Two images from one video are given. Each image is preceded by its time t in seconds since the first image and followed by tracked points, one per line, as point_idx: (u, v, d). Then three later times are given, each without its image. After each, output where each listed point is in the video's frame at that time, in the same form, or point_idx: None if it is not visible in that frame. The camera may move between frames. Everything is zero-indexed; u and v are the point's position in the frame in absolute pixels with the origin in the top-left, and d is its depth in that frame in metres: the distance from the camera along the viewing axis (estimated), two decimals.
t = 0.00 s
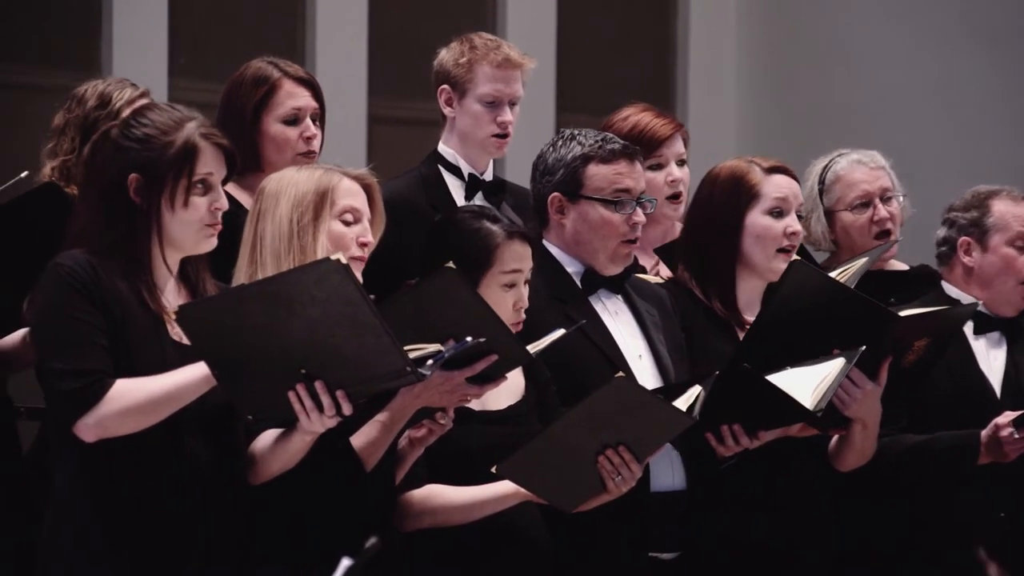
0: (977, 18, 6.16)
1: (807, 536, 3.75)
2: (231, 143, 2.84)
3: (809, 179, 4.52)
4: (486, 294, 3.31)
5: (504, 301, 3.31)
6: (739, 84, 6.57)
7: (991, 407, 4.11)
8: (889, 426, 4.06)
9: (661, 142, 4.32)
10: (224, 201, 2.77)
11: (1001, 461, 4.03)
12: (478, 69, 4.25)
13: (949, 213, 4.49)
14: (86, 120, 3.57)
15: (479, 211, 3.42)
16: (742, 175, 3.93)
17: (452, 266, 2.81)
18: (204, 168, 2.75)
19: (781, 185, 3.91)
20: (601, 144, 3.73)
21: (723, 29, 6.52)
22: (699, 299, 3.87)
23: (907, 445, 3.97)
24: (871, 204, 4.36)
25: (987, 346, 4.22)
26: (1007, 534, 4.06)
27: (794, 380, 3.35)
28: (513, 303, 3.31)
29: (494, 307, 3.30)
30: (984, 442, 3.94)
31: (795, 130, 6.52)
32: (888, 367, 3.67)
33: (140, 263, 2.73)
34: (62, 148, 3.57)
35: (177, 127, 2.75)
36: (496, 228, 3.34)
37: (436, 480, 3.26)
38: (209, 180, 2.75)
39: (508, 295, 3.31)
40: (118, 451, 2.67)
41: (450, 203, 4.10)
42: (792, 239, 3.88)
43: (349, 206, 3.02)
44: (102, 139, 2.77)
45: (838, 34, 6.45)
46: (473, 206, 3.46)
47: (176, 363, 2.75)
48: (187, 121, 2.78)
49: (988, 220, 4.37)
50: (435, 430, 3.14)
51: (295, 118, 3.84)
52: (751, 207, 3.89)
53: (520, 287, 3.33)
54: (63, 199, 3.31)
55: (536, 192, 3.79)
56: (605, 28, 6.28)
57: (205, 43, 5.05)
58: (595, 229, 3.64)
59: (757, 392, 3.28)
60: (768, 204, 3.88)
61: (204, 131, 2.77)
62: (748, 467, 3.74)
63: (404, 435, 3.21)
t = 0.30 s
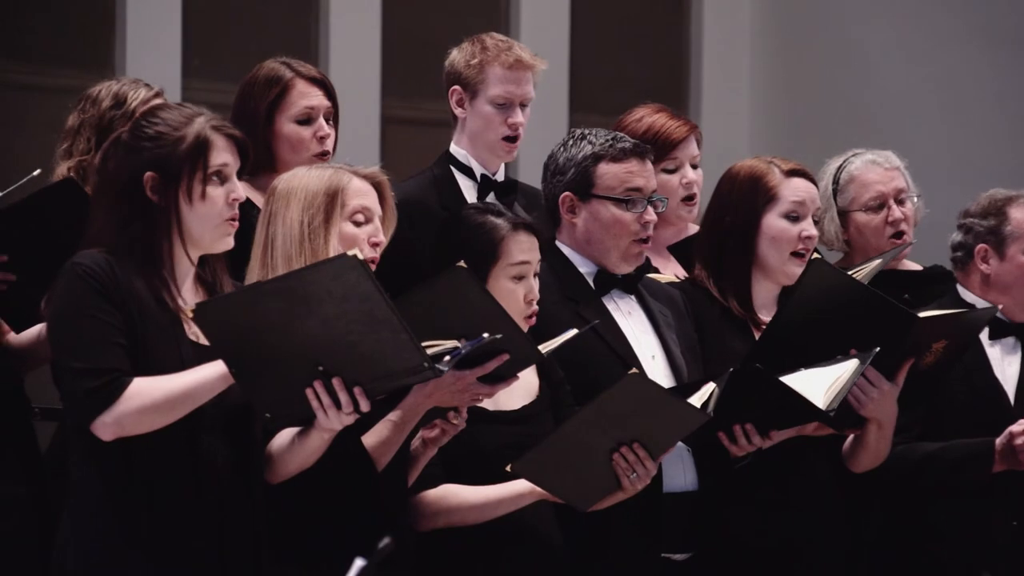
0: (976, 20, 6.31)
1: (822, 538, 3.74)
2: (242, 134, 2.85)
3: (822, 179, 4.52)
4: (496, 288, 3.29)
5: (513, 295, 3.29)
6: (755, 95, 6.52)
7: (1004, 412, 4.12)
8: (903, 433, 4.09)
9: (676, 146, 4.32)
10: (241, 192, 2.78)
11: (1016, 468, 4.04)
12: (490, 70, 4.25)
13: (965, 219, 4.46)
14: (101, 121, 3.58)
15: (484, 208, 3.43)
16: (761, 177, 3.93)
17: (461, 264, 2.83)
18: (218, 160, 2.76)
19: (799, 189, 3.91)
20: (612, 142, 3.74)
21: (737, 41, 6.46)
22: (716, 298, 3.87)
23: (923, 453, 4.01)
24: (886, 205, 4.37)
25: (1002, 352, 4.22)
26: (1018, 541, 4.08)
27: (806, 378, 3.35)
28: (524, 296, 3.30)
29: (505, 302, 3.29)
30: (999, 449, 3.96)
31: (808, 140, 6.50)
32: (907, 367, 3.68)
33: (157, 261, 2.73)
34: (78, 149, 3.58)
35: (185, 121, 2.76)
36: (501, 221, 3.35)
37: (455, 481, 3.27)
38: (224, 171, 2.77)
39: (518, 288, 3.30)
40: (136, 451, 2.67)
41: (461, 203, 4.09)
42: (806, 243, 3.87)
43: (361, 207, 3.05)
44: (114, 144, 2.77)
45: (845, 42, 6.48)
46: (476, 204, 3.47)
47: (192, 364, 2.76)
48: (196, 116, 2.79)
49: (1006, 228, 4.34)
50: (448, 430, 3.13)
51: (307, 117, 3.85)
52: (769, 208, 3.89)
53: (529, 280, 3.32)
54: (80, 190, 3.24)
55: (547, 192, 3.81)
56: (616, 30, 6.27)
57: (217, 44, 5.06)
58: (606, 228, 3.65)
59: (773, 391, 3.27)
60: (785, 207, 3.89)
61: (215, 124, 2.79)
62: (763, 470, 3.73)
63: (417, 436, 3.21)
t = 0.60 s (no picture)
0: (975, 19, 6.23)
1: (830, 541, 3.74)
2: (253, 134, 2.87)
3: (833, 179, 4.52)
4: (506, 288, 3.30)
5: (524, 295, 3.30)
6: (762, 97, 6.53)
7: (1013, 416, 4.12)
8: (909, 437, 4.10)
9: (686, 145, 4.32)
10: (251, 192, 2.79)
11: None
12: (499, 72, 4.25)
13: (968, 222, 4.44)
14: (110, 122, 3.58)
15: (494, 208, 3.43)
16: (770, 175, 3.93)
17: (471, 265, 2.88)
18: (229, 160, 2.77)
19: (807, 186, 3.91)
20: (619, 142, 3.75)
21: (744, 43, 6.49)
22: (726, 297, 3.88)
23: (931, 457, 4.01)
24: (896, 207, 4.37)
25: (1009, 355, 4.20)
26: None
27: (816, 378, 3.35)
28: (534, 297, 3.31)
29: (516, 302, 3.30)
30: (1008, 454, 3.95)
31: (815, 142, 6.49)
32: (919, 367, 3.68)
33: (168, 261, 2.74)
34: (86, 149, 3.59)
35: (197, 121, 2.78)
36: (511, 221, 3.36)
37: (462, 482, 3.27)
38: (235, 172, 2.78)
39: (529, 288, 3.30)
40: (147, 452, 2.68)
41: (470, 203, 4.11)
42: (816, 241, 3.87)
43: (369, 208, 3.02)
44: (125, 144, 2.78)
45: (852, 43, 6.47)
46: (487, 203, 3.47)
47: (202, 364, 2.76)
48: (207, 116, 2.80)
49: (1010, 230, 4.31)
50: (457, 430, 3.14)
51: (315, 118, 3.86)
52: (777, 207, 3.90)
53: (539, 279, 3.33)
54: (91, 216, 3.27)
55: (555, 192, 3.82)
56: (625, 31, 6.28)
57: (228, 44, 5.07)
58: (613, 227, 3.67)
59: (782, 391, 3.28)
60: (795, 205, 3.89)
61: (226, 124, 2.81)
62: (771, 472, 3.73)
63: (426, 436, 3.20)
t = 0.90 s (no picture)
0: (974, 22, 6.41)
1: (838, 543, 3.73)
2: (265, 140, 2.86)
3: (841, 180, 4.52)
4: (517, 292, 3.31)
5: (535, 299, 3.31)
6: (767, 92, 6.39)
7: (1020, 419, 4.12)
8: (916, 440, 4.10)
9: (694, 149, 4.32)
10: (260, 199, 2.79)
11: None
12: (511, 74, 4.25)
13: (970, 225, 4.44)
14: (121, 122, 3.59)
15: (506, 209, 3.42)
16: (778, 175, 3.93)
17: (479, 266, 2.87)
18: (240, 167, 2.77)
19: (815, 185, 3.90)
20: (626, 144, 3.76)
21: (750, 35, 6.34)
22: (735, 299, 3.88)
23: (936, 461, 4.01)
24: (904, 209, 4.36)
25: (1015, 356, 4.21)
26: None
27: (822, 378, 3.38)
28: (544, 301, 3.31)
29: (525, 306, 3.30)
30: (1015, 456, 3.96)
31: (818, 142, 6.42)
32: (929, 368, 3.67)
33: (174, 264, 2.76)
34: (95, 149, 3.59)
35: (210, 125, 2.78)
36: (525, 224, 3.35)
37: (470, 482, 3.28)
38: (245, 178, 2.78)
39: (539, 292, 3.31)
40: (154, 453, 2.69)
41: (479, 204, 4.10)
42: (824, 241, 3.87)
43: (380, 215, 3.02)
44: (137, 142, 2.79)
45: (861, 39, 6.45)
46: (499, 205, 3.46)
47: (209, 364, 2.77)
48: (220, 120, 2.81)
49: (1012, 231, 4.33)
50: (465, 431, 3.13)
51: (322, 122, 3.86)
52: (785, 206, 3.89)
53: (550, 284, 3.33)
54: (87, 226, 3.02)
55: (562, 194, 3.83)
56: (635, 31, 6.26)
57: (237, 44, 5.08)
58: (619, 228, 3.67)
59: (789, 393, 3.27)
60: (803, 204, 3.88)
61: (238, 130, 2.80)
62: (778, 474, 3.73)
63: (434, 437, 3.20)
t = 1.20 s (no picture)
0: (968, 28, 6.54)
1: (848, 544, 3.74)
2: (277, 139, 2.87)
3: (857, 179, 4.55)
4: (529, 288, 3.31)
5: (547, 296, 3.31)
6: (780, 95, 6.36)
7: None
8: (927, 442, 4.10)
9: (705, 149, 4.31)
10: (274, 199, 2.79)
11: None
12: (525, 74, 4.25)
13: (974, 227, 4.44)
14: (126, 124, 3.59)
15: (518, 208, 3.43)
16: (790, 174, 3.94)
17: (494, 268, 2.89)
18: (253, 167, 2.78)
19: (827, 184, 3.92)
20: (636, 144, 3.77)
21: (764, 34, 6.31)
22: (748, 299, 3.88)
23: (946, 464, 4.02)
24: (921, 209, 4.40)
25: None
26: None
27: (836, 377, 3.40)
28: (557, 296, 3.31)
29: (537, 303, 3.30)
30: None
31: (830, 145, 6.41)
32: (943, 372, 3.67)
33: (188, 264, 2.75)
34: (102, 151, 3.59)
35: (223, 126, 2.79)
36: (536, 221, 3.36)
37: (487, 482, 3.28)
38: (259, 178, 2.78)
39: (551, 288, 3.31)
40: (169, 452, 2.69)
41: (492, 204, 4.10)
42: (838, 238, 3.87)
43: (389, 210, 3.01)
44: (151, 144, 2.81)
45: (867, 42, 6.48)
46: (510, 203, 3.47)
47: (224, 364, 2.77)
48: (232, 120, 2.81)
49: (1015, 232, 4.32)
50: (480, 431, 3.13)
51: (337, 125, 3.86)
52: (798, 204, 3.90)
53: (563, 280, 3.33)
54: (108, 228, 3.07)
55: (572, 195, 3.83)
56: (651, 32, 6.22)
57: (250, 45, 5.09)
58: (630, 229, 3.68)
59: (802, 390, 3.28)
60: (814, 202, 3.89)
61: (251, 130, 2.81)
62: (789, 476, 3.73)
63: (449, 437, 3.20)
